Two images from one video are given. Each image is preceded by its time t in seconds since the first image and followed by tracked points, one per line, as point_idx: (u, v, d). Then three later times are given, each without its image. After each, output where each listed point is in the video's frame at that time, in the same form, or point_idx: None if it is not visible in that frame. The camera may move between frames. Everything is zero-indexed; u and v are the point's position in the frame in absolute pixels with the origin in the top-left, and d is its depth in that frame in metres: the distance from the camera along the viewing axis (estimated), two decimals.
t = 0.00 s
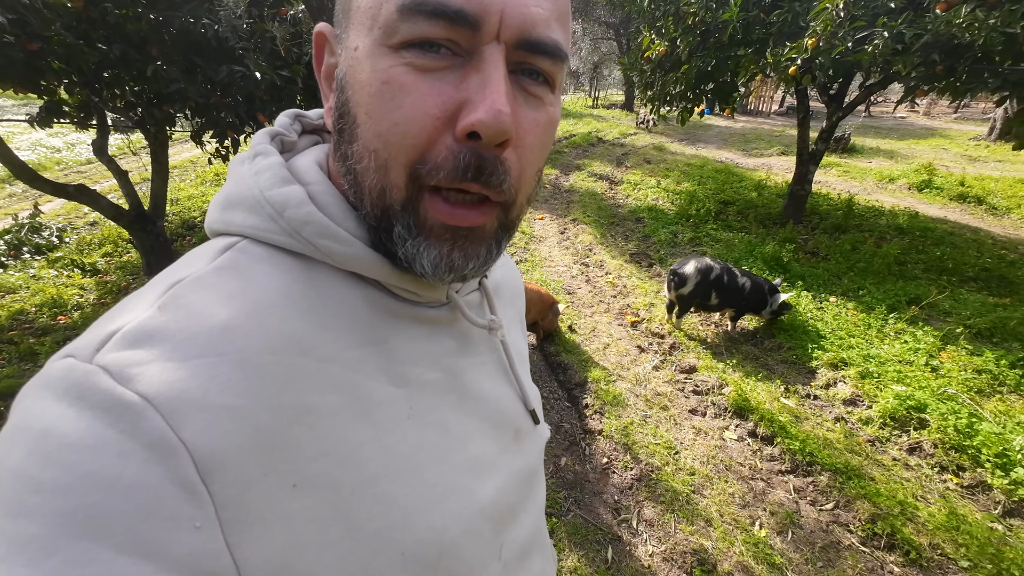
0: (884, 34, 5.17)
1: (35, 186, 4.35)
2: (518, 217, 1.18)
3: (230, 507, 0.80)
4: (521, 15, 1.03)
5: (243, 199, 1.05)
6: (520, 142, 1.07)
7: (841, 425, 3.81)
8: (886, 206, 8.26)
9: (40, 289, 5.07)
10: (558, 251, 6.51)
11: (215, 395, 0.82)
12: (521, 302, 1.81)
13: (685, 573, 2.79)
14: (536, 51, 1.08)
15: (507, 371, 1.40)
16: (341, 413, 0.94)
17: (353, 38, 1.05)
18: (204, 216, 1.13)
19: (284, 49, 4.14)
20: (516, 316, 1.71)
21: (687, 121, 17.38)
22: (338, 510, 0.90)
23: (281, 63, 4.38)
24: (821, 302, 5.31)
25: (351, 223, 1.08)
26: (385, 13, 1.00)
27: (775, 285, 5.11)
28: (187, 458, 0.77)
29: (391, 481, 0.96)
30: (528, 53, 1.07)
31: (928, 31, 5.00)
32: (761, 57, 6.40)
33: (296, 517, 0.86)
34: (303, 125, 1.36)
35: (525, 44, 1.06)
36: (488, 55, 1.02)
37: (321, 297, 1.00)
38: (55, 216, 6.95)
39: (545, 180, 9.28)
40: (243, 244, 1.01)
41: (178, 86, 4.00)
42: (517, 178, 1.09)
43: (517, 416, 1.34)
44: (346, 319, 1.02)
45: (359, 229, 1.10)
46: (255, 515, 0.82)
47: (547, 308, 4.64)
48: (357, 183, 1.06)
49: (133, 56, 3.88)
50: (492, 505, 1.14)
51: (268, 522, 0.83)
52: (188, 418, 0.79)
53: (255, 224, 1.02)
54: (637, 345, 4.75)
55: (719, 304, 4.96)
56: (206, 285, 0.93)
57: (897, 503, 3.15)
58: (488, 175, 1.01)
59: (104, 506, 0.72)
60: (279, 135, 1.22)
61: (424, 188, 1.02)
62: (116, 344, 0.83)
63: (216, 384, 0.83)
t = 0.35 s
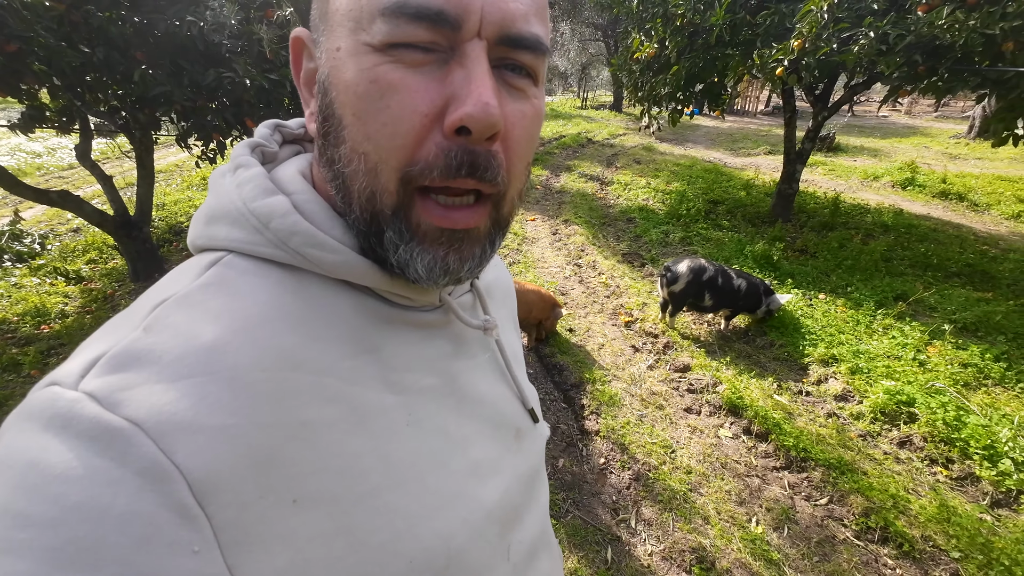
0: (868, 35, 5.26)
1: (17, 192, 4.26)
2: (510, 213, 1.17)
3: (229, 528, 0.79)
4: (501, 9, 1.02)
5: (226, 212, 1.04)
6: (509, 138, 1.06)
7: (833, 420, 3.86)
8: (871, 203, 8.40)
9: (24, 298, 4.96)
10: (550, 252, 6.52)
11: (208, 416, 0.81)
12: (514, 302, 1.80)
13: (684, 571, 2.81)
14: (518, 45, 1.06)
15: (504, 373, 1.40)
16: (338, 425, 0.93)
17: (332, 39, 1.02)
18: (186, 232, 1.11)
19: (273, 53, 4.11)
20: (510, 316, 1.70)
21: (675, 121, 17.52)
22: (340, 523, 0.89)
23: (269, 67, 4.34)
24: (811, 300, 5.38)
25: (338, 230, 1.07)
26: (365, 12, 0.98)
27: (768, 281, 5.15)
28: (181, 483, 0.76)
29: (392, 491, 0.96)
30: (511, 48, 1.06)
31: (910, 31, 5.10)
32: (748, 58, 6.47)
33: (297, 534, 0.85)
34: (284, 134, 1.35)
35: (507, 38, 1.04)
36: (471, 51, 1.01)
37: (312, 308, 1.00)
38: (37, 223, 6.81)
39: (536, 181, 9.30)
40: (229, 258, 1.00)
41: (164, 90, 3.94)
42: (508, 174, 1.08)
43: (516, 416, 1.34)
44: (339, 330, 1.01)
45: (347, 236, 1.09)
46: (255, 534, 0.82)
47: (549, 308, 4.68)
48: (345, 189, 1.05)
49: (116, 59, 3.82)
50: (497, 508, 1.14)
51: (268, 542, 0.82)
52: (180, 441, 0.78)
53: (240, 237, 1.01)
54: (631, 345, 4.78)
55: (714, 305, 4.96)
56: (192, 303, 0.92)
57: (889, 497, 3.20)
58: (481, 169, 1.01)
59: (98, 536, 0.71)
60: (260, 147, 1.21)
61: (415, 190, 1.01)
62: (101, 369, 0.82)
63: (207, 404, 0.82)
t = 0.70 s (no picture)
0: (857, 37, 5.33)
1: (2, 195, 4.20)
2: (499, 215, 1.16)
3: (218, 542, 0.78)
4: (484, 12, 1.01)
5: (213, 220, 1.03)
6: (496, 139, 1.06)
7: (827, 418, 3.90)
8: (861, 202, 8.49)
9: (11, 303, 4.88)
10: (545, 253, 6.53)
11: (195, 427, 0.80)
12: (508, 304, 1.80)
13: (682, 570, 2.82)
14: (503, 46, 1.06)
15: (499, 376, 1.40)
16: (330, 432, 0.93)
17: (313, 41, 1.01)
18: (173, 241, 1.10)
19: (265, 54, 4.08)
20: (505, 320, 1.70)
21: (666, 121, 17.60)
22: (333, 533, 0.88)
23: (261, 68, 4.31)
24: (803, 298, 5.43)
25: (327, 236, 1.06)
26: (347, 15, 0.97)
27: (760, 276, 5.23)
28: (168, 497, 0.75)
29: (387, 498, 0.95)
30: (496, 49, 1.06)
31: (898, 33, 5.17)
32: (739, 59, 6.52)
33: (288, 545, 0.84)
34: (272, 140, 1.34)
35: (491, 39, 1.04)
36: (455, 53, 1.00)
37: (302, 315, 0.99)
38: (23, 227, 6.70)
39: (530, 181, 9.30)
40: (216, 266, 1.00)
41: (154, 91, 3.90)
42: (496, 175, 1.08)
43: (511, 419, 1.34)
44: (330, 336, 1.01)
45: (337, 242, 1.08)
46: (245, 546, 0.81)
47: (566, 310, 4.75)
48: (330, 193, 1.04)
49: (104, 59, 3.77)
50: (493, 513, 1.14)
51: (258, 554, 0.82)
52: (165, 454, 0.77)
53: (227, 244, 1.00)
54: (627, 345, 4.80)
55: (711, 304, 5.00)
56: (178, 312, 0.91)
57: (883, 493, 3.24)
58: (469, 169, 1.01)
59: (81, 553, 0.70)
60: (247, 152, 1.20)
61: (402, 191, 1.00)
62: (84, 380, 0.81)
63: (194, 415, 0.81)
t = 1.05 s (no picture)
0: (849, 38, 5.37)
1: None
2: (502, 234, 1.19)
3: (212, 546, 0.79)
4: (515, 50, 1.03)
5: (202, 222, 1.03)
6: (511, 168, 1.09)
7: (821, 415, 3.93)
8: (855, 201, 8.55)
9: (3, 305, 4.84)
10: (541, 252, 6.55)
11: (186, 432, 0.80)
12: (498, 302, 1.80)
13: (679, 568, 2.84)
14: (526, 82, 1.08)
15: (491, 375, 1.40)
16: (323, 435, 0.93)
17: (339, 51, 0.99)
18: (161, 243, 1.10)
19: (259, 54, 4.07)
20: (495, 318, 1.71)
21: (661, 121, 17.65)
22: (328, 536, 0.89)
23: (255, 68, 4.29)
24: (798, 296, 5.47)
25: (319, 238, 1.06)
26: (382, 34, 0.96)
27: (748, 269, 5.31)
28: (160, 502, 0.75)
29: (381, 500, 0.96)
30: (520, 85, 1.08)
31: (890, 34, 5.22)
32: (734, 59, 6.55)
33: (283, 548, 0.85)
34: (259, 140, 1.34)
35: (517, 75, 1.06)
36: (482, 85, 1.02)
37: (294, 317, 0.99)
38: (15, 228, 6.65)
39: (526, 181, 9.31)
40: (206, 268, 1.00)
41: (147, 91, 3.88)
42: (508, 201, 1.10)
43: (504, 418, 1.35)
44: (322, 338, 1.01)
45: (330, 244, 1.08)
46: (239, 549, 0.81)
47: (579, 308, 4.72)
48: (343, 200, 1.03)
49: (97, 59, 3.75)
50: (486, 512, 1.15)
51: (252, 558, 0.82)
52: (156, 459, 0.77)
53: (217, 247, 1.00)
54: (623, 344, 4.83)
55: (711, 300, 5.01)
56: (166, 316, 0.91)
57: (877, 489, 3.27)
58: (488, 197, 1.02)
59: (71, 560, 0.70)
60: (235, 154, 1.20)
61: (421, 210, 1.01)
62: (71, 385, 0.80)
63: (185, 420, 0.81)
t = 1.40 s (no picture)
0: (845, 38, 5.39)
1: None
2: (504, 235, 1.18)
3: (222, 549, 0.78)
4: (512, 52, 1.00)
5: (200, 228, 1.02)
6: (510, 170, 1.07)
7: (818, 416, 3.94)
8: (851, 201, 8.58)
9: None
10: (539, 252, 6.54)
11: (193, 438, 0.79)
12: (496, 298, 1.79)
13: (677, 570, 2.84)
14: (524, 82, 1.05)
15: (492, 372, 1.39)
16: (329, 436, 0.92)
17: (330, 63, 0.97)
18: (159, 250, 1.08)
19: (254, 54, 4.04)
20: (495, 316, 1.70)
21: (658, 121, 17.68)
22: (336, 535, 0.88)
23: (250, 68, 4.27)
24: (794, 296, 5.49)
25: (319, 241, 1.05)
26: (373, 46, 0.93)
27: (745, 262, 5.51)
28: (170, 507, 0.75)
29: (388, 498, 0.95)
30: (517, 86, 1.05)
31: (886, 35, 5.24)
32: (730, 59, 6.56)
33: (293, 549, 0.84)
34: (255, 144, 1.33)
35: (515, 77, 1.03)
36: (480, 90, 0.99)
37: (296, 320, 0.98)
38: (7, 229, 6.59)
39: (523, 182, 9.31)
40: (205, 275, 0.98)
41: (141, 91, 3.85)
42: (508, 204, 1.09)
43: (506, 413, 1.33)
44: (324, 339, 1.00)
45: (330, 247, 1.07)
46: (249, 551, 0.81)
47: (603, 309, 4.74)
48: (341, 211, 1.03)
49: (90, 59, 3.71)
50: (492, 507, 1.14)
51: (263, 560, 0.82)
52: (166, 465, 0.76)
53: (216, 253, 0.99)
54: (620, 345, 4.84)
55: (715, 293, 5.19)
56: (169, 323, 0.90)
57: (874, 489, 3.28)
58: (488, 204, 1.01)
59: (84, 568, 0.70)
60: (231, 158, 1.19)
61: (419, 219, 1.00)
62: (77, 396, 0.80)
63: (191, 426, 0.80)
